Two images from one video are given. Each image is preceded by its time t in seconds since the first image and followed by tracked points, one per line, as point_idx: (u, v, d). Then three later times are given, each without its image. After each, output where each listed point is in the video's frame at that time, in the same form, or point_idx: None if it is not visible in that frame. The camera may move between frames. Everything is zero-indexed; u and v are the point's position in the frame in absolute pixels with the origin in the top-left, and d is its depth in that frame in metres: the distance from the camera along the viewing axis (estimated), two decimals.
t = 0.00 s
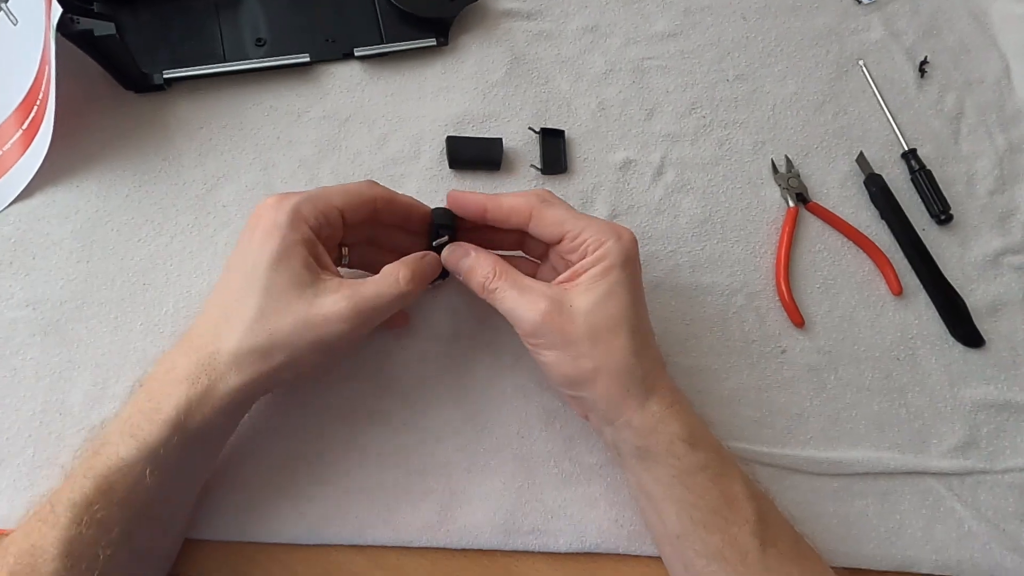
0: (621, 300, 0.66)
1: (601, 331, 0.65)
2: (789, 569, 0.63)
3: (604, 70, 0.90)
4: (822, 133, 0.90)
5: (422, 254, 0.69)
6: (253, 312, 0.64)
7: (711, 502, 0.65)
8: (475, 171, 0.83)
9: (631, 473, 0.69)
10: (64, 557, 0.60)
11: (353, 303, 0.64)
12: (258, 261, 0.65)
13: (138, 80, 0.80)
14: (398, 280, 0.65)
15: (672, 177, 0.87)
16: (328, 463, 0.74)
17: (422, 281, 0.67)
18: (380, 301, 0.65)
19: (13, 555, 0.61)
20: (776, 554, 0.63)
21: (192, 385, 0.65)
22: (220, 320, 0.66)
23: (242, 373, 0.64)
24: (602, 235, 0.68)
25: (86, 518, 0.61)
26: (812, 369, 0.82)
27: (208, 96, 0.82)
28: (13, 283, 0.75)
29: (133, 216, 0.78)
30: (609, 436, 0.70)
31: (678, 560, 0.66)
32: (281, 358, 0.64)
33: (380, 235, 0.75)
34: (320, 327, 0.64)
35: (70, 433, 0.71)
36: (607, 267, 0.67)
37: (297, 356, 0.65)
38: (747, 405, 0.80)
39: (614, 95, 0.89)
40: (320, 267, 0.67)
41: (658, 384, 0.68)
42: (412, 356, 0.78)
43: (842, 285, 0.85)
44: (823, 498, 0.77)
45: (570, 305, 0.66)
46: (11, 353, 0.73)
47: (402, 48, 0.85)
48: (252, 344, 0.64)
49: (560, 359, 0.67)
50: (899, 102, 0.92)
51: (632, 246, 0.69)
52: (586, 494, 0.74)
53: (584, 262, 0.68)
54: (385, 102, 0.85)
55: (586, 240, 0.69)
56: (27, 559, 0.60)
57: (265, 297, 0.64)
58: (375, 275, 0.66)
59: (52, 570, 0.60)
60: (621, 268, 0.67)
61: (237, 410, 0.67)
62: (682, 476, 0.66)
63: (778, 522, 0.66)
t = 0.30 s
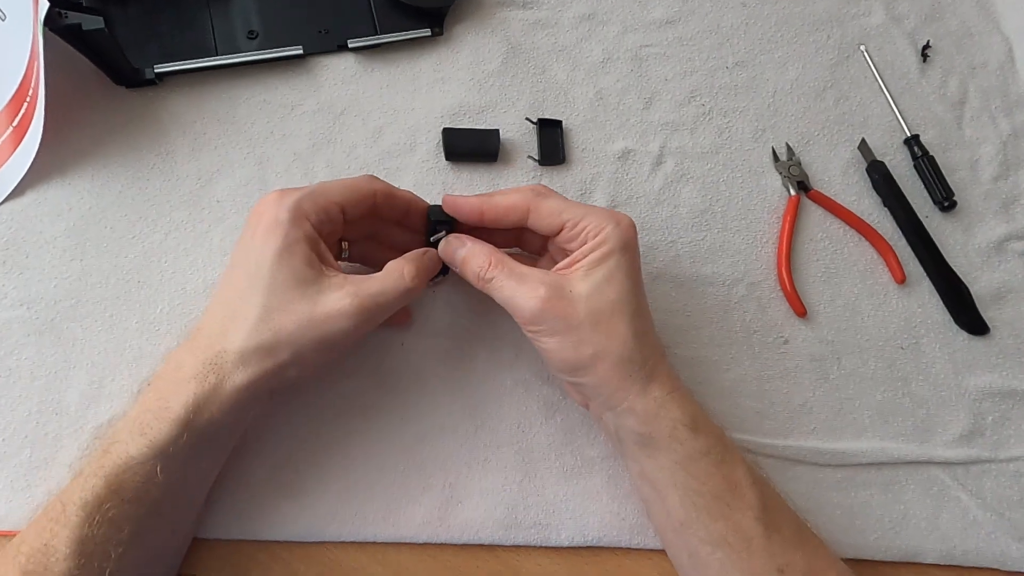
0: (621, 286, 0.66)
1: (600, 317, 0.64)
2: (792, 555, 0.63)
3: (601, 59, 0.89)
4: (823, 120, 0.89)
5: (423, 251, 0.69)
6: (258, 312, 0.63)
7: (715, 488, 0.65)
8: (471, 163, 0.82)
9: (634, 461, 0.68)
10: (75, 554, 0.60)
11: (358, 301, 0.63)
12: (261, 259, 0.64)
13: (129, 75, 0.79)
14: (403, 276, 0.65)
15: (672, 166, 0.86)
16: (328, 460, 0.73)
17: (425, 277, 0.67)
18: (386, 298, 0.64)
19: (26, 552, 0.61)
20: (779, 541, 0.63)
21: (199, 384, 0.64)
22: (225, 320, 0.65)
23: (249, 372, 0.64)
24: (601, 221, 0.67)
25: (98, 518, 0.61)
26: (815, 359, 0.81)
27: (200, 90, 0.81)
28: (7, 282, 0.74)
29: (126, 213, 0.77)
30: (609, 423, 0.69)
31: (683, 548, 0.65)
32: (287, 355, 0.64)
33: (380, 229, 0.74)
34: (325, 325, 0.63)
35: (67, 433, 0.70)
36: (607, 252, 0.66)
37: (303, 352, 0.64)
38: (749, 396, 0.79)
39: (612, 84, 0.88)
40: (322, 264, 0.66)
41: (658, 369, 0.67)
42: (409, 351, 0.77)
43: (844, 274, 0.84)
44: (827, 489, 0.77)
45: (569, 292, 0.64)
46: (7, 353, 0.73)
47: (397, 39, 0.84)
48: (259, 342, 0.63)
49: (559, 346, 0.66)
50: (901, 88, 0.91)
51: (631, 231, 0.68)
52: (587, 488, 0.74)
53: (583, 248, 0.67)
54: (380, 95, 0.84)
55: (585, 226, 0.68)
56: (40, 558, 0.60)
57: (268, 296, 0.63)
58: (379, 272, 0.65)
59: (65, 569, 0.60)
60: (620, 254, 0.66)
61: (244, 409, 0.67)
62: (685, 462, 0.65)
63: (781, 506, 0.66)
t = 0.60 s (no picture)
0: (614, 285, 0.65)
1: (592, 315, 0.64)
2: (792, 542, 0.63)
3: (598, 54, 0.88)
4: (823, 114, 0.88)
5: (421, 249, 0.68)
6: (261, 314, 0.63)
7: (710, 481, 0.64)
8: (468, 161, 0.82)
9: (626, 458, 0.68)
10: (83, 549, 0.61)
11: (364, 300, 0.63)
12: (260, 261, 0.64)
13: (123, 75, 0.78)
14: (407, 274, 0.64)
15: (670, 162, 0.85)
16: (327, 460, 0.73)
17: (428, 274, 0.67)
18: (393, 296, 0.64)
19: (34, 550, 0.61)
20: (778, 529, 0.63)
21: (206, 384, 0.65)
22: (228, 322, 0.65)
23: (255, 373, 0.64)
24: (596, 220, 0.67)
25: (107, 517, 0.62)
26: (815, 354, 0.80)
27: (195, 90, 0.81)
28: (4, 284, 0.74)
29: (122, 213, 0.77)
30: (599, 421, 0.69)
31: (682, 541, 0.65)
32: (292, 355, 0.64)
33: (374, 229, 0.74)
34: (331, 324, 0.63)
35: (65, 434, 0.70)
36: (601, 251, 0.65)
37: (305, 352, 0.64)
38: (749, 392, 0.79)
39: (609, 79, 0.87)
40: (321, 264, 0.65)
41: (647, 364, 0.67)
42: (407, 350, 0.77)
43: (844, 269, 0.83)
44: (828, 485, 0.76)
45: (561, 289, 0.64)
46: (5, 354, 0.73)
47: (392, 36, 0.83)
48: (263, 343, 0.63)
49: (550, 343, 0.65)
50: (901, 80, 0.90)
51: (627, 230, 0.67)
52: (586, 486, 0.73)
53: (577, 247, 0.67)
54: (375, 92, 0.83)
55: (580, 225, 0.67)
56: (49, 557, 0.60)
57: (270, 298, 0.63)
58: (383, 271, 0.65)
59: (75, 567, 0.60)
60: (614, 253, 0.66)
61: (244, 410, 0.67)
62: (676, 454, 0.65)
63: (777, 495, 0.66)
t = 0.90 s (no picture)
0: (592, 307, 0.65)
1: (572, 342, 0.64)
2: None
3: (604, 58, 0.88)
4: (829, 115, 0.88)
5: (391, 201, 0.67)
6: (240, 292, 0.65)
7: (704, 512, 0.64)
8: (475, 165, 0.83)
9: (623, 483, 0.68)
10: (87, 541, 0.61)
11: (330, 257, 0.63)
12: (236, 246, 0.67)
13: (134, 82, 0.79)
14: (365, 221, 0.63)
15: (676, 164, 0.85)
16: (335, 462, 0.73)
17: (399, 223, 0.65)
18: (359, 246, 0.63)
19: (40, 545, 0.62)
20: (772, 561, 0.63)
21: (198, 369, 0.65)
22: (217, 307, 0.67)
23: (241, 348, 0.65)
24: (571, 238, 0.66)
25: (110, 508, 0.62)
26: (823, 356, 0.80)
27: (204, 96, 0.82)
28: (16, 289, 0.75)
29: (132, 218, 0.77)
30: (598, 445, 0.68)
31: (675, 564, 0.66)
32: (271, 326, 0.64)
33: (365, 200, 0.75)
34: (303, 286, 0.63)
35: (76, 437, 0.71)
36: (577, 272, 0.65)
37: (284, 319, 0.64)
38: (757, 394, 0.79)
39: (614, 82, 0.88)
40: (297, 237, 0.67)
41: (637, 390, 0.66)
42: (414, 353, 0.77)
43: (851, 271, 0.83)
44: (836, 487, 0.76)
45: (543, 314, 0.64)
46: (17, 359, 0.73)
47: (398, 41, 0.84)
48: (245, 319, 0.65)
49: (536, 372, 0.66)
50: (908, 81, 0.90)
51: (604, 248, 0.67)
52: (594, 488, 0.74)
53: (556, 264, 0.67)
54: (382, 97, 0.84)
55: (557, 241, 0.67)
56: (54, 550, 0.61)
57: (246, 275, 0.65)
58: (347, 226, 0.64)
59: (77, 561, 0.60)
60: (591, 273, 0.65)
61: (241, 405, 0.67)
62: (669, 488, 0.65)
63: (773, 521, 0.66)
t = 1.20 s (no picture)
0: (586, 314, 0.61)
1: (559, 343, 0.62)
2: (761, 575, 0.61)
3: (600, 48, 0.87)
4: (829, 104, 0.87)
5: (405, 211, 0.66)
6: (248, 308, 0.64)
7: (677, 510, 0.64)
8: (470, 158, 0.82)
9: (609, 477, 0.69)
10: (103, 561, 0.60)
11: (336, 276, 0.62)
12: (245, 258, 0.65)
13: (123, 78, 0.78)
14: (377, 241, 0.62)
15: (675, 155, 0.84)
16: (334, 461, 0.73)
17: (410, 237, 0.63)
18: (365, 265, 0.62)
19: (54, 562, 0.61)
20: (750, 559, 0.61)
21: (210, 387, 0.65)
22: (226, 318, 0.66)
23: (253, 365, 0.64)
24: (577, 242, 0.62)
25: (123, 527, 0.62)
26: (824, 348, 0.79)
27: (195, 92, 0.80)
28: (7, 290, 0.74)
29: (124, 217, 0.77)
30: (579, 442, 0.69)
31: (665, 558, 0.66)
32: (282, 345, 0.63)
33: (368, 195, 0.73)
34: (309, 305, 0.62)
35: (71, 439, 0.70)
36: (576, 278, 0.61)
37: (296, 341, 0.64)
38: (758, 388, 0.78)
39: (612, 72, 0.86)
40: (306, 249, 0.65)
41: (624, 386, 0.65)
42: (412, 348, 0.76)
43: (853, 261, 0.82)
44: (838, 480, 0.76)
45: (532, 309, 0.63)
46: (10, 360, 0.73)
47: (391, 33, 0.83)
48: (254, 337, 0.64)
49: (520, 356, 0.66)
50: (909, 68, 0.88)
51: (613, 254, 0.62)
52: (594, 484, 0.73)
53: (557, 266, 0.63)
54: (376, 90, 0.83)
55: (561, 243, 0.63)
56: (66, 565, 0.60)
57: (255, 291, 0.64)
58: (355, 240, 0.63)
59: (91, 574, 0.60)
60: (593, 281, 0.61)
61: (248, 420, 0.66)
62: (644, 485, 0.65)
63: (759, 518, 0.64)
